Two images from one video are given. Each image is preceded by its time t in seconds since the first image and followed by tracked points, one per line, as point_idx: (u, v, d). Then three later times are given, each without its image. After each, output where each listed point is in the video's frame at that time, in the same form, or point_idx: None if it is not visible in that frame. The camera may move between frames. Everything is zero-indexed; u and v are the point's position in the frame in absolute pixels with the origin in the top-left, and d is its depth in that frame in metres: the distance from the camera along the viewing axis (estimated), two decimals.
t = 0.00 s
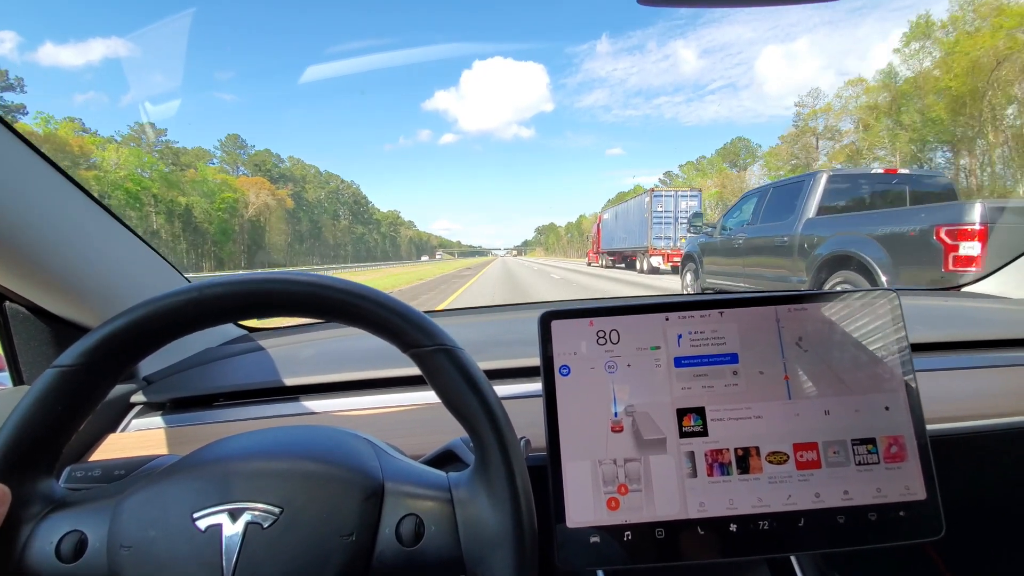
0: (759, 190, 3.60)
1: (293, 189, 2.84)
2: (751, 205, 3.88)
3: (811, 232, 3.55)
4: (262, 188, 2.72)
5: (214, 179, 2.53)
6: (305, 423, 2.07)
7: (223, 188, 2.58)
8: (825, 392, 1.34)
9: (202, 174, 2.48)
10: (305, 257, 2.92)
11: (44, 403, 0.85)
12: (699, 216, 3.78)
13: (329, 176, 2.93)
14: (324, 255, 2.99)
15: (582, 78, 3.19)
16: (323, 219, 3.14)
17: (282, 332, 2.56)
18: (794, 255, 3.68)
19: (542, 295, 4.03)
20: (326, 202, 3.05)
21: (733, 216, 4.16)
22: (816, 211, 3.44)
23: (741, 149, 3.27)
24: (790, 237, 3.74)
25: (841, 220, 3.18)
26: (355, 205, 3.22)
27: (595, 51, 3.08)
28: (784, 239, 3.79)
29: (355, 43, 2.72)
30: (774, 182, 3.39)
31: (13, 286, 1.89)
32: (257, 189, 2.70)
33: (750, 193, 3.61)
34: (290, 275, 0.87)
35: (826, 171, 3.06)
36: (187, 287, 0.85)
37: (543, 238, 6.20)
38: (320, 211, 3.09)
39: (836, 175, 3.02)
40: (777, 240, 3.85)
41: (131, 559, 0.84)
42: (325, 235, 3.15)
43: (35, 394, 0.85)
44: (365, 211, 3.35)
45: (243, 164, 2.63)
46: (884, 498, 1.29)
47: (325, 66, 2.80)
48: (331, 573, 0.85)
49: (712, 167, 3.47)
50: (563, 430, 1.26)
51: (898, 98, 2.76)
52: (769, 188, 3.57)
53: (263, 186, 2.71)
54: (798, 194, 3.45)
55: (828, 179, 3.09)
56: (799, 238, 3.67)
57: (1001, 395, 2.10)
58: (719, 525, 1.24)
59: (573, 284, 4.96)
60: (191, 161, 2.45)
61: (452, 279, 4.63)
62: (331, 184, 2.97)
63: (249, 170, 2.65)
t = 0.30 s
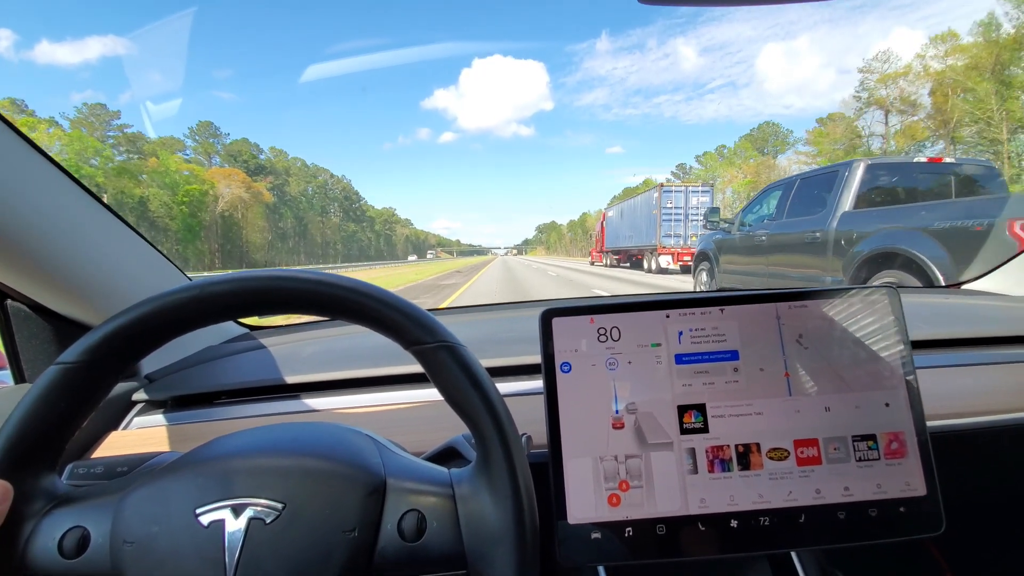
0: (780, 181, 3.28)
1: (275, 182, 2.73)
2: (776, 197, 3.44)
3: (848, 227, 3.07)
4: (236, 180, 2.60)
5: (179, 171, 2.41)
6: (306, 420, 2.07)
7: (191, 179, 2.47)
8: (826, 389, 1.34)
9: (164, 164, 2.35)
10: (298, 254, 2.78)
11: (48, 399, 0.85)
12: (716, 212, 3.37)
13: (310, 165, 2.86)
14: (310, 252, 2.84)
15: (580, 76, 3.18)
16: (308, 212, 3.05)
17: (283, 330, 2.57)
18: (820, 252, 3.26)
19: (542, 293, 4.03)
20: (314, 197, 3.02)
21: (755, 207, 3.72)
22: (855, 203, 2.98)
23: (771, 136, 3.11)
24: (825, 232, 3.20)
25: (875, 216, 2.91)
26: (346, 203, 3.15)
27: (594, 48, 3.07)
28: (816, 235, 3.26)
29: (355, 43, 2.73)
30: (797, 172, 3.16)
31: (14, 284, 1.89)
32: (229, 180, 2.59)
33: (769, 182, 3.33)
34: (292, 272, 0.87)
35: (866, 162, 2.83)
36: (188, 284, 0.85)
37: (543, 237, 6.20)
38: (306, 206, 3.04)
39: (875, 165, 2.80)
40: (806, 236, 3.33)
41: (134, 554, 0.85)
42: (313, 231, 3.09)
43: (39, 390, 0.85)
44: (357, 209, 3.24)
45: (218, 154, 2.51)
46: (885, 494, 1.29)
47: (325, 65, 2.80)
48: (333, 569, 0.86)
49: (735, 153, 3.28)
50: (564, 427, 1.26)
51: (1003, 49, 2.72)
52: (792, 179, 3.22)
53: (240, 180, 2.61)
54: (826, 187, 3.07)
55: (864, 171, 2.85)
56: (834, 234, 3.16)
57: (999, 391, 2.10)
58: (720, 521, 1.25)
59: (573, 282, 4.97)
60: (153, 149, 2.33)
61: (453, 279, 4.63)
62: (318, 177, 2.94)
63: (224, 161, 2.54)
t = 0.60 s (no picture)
0: (811, 171, 3.12)
1: (250, 174, 2.59)
2: (801, 191, 3.26)
3: (890, 223, 2.84)
4: (203, 171, 2.44)
5: (133, 159, 2.25)
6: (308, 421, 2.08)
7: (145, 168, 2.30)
8: (825, 389, 1.35)
9: (115, 152, 2.19)
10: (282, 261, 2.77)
11: (53, 402, 0.86)
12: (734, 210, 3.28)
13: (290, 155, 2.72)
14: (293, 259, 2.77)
15: (580, 76, 3.18)
16: (292, 210, 2.90)
17: (285, 332, 2.58)
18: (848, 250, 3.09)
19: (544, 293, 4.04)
20: (301, 191, 2.88)
21: (777, 203, 3.51)
22: (896, 199, 2.81)
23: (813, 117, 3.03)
24: (861, 230, 3.00)
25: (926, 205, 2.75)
26: (337, 199, 3.08)
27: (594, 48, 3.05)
28: (851, 231, 3.06)
29: (355, 44, 2.73)
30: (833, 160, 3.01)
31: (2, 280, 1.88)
32: (195, 170, 2.42)
33: (804, 170, 3.12)
34: (296, 275, 0.88)
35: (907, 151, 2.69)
36: (193, 287, 0.86)
37: (545, 237, 6.21)
38: (291, 202, 2.88)
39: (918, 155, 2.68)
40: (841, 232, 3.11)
41: (140, 555, 0.86)
42: (299, 229, 2.94)
43: (44, 393, 0.86)
44: (348, 205, 3.16)
45: (186, 143, 2.38)
46: (884, 494, 1.30)
47: (325, 66, 2.80)
48: (337, 569, 0.87)
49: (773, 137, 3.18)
50: (565, 428, 1.27)
51: None
52: (824, 170, 3.08)
53: (207, 169, 2.44)
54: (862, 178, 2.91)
55: (906, 161, 2.70)
56: (873, 230, 2.94)
57: (1000, 391, 2.10)
58: (720, 521, 1.26)
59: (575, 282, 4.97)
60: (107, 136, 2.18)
61: (454, 279, 4.63)
62: (305, 171, 2.82)
63: (193, 150, 2.39)
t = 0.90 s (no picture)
0: (846, 160, 3.03)
1: (220, 164, 2.53)
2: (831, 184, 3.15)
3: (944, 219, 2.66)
4: (161, 158, 2.34)
5: (76, 144, 2.07)
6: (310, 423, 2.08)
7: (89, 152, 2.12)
8: (828, 391, 1.35)
9: (56, 137, 2.00)
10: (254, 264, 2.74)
11: (56, 405, 0.86)
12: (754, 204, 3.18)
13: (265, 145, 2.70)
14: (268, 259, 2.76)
15: (580, 75, 3.21)
16: (272, 206, 2.89)
17: (286, 333, 2.58)
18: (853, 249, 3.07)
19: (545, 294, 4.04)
20: (285, 186, 2.90)
21: (800, 198, 3.39)
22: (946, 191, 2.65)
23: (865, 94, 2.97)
24: (906, 225, 2.80)
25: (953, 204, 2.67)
26: (325, 195, 3.07)
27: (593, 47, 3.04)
28: (894, 228, 2.86)
29: (358, 45, 2.74)
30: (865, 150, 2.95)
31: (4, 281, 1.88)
32: (150, 158, 2.30)
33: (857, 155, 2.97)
34: (299, 278, 0.87)
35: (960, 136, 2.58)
36: (196, 290, 0.85)
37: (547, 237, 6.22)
38: (272, 197, 2.88)
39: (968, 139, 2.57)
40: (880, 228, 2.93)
41: (144, 559, 0.85)
42: (279, 227, 2.93)
43: (48, 396, 0.86)
44: (337, 202, 3.14)
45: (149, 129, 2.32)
46: (888, 496, 1.30)
47: (328, 67, 2.81)
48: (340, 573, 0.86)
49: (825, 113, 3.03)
50: (568, 430, 1.26)
51: None
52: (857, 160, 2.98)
53: (172, 157, 2.37)
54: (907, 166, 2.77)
55: (957, 149, 2.58)
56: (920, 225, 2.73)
57: (1003, 391, 2.10)
58: (724, 523, 1.25)
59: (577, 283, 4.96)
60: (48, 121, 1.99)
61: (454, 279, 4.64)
62: (289, 164, 2.85)
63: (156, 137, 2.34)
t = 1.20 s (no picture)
0: (884, 150, 2.96)
1: (183, 153, 2.39)
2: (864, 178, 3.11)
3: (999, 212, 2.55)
4: (109, 144, 2.17)
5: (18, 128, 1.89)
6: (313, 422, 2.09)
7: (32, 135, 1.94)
8: (831, 390, 1.35)
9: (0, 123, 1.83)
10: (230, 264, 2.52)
11: (62, 403, 0.87)
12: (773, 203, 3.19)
13: (241, 134, 2.56)
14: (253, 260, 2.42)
15: (580, 75, 3.20)
16: (250, 202, 2.68)
17: (289, 333, 2.59)
18: (850, 249, 3.10)
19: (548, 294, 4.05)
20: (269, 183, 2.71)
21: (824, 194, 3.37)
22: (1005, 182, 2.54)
23: (933, 65, 2.80)
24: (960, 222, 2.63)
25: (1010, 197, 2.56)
26: (312, 190, 2.94)
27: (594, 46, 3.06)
28: (946, 224, 2.69)
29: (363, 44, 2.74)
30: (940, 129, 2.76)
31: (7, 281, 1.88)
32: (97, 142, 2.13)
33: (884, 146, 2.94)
34: (303, 277, 0.87)
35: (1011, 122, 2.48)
36: (201, 289, 0.86)
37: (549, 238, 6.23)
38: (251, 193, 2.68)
39: None
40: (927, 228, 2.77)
41: (149, 557, 0.86)
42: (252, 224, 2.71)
43: (54, 395, 0.87)
44: (324, 198, 3.02)
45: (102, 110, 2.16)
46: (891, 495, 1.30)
47: (330, 68, 2.81)
48: (345, 571, 0.87)
49: (895, 80, 2.84)
50: (571, 429, 1.27)
51: None
52: (897, 148, 2.89)
53: (124, 144, 2.21)
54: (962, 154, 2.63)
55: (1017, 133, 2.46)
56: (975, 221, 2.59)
57: (1006, 391, 2.10)
58: (726, 522, 1.26)
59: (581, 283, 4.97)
60: None
61: (456, 279, 4.64)
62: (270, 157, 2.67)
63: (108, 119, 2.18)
